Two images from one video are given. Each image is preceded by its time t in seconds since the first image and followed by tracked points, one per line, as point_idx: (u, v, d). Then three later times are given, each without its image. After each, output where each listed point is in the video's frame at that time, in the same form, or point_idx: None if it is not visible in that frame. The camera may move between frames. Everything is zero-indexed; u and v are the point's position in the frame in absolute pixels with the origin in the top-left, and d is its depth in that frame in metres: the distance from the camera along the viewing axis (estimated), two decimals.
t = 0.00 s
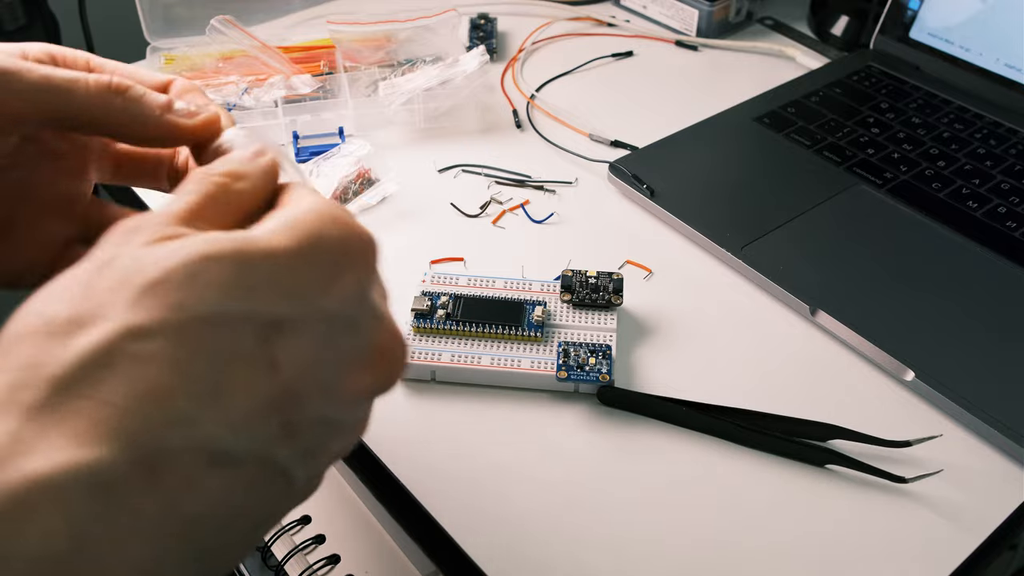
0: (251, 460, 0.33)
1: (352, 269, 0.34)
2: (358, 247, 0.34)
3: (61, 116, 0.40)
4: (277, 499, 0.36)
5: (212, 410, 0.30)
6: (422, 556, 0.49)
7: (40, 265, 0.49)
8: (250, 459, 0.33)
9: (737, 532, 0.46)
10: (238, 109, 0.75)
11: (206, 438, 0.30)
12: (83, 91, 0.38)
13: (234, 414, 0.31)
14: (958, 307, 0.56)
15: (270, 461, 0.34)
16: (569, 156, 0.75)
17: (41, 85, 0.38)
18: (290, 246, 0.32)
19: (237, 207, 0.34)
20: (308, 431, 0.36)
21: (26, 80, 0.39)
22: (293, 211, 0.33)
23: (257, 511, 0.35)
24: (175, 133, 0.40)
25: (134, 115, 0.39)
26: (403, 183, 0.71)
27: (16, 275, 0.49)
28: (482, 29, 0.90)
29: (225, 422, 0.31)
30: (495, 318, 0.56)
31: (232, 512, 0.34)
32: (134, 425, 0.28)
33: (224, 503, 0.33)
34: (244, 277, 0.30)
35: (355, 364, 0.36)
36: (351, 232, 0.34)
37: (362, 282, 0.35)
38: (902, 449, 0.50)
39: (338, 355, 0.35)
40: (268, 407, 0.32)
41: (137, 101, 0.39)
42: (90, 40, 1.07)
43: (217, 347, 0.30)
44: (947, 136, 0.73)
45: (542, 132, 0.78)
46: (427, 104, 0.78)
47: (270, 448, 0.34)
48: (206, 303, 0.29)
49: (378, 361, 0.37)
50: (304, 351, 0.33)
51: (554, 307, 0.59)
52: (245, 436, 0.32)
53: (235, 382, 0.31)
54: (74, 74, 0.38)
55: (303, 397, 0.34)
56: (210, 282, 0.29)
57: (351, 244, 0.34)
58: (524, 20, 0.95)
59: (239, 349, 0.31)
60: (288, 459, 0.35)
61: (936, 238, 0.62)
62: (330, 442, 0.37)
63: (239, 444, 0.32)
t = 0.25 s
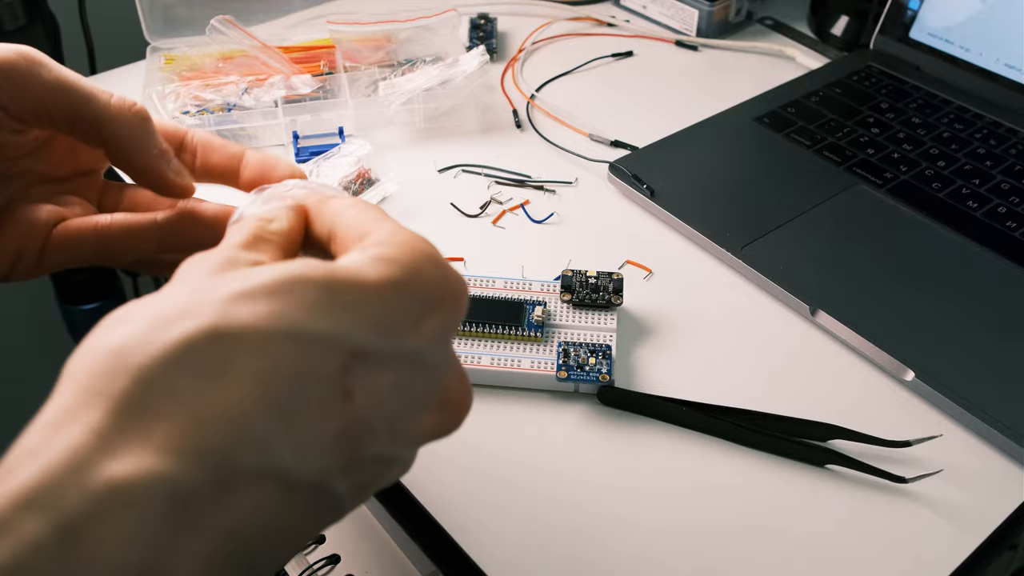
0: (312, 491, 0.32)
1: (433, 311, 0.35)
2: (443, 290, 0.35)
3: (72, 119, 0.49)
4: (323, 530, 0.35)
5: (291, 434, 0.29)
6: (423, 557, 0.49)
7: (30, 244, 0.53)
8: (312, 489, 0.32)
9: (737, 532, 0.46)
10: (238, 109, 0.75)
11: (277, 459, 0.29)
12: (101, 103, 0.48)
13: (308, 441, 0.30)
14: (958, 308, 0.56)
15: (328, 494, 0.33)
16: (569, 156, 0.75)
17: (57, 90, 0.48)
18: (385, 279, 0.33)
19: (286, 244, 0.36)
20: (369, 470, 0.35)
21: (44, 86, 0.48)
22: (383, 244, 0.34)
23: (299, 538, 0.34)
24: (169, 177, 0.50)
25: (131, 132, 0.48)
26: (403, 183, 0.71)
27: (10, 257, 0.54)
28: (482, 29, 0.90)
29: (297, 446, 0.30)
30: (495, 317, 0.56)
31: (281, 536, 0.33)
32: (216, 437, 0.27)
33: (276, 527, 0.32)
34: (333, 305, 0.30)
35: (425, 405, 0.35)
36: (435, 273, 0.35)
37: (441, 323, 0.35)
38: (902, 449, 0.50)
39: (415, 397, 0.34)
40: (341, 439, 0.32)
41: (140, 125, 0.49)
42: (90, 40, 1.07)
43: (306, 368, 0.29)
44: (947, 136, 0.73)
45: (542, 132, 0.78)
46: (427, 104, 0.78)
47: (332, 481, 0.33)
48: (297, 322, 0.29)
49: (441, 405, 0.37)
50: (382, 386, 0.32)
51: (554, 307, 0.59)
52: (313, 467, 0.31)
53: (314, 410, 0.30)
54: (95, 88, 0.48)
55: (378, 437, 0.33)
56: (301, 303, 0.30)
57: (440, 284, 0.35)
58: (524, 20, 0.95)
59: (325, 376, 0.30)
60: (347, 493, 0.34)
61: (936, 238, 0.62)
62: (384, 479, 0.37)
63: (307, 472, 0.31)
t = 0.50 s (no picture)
0: (319, 488, 0.34)
1: (443, 313, 0.36)
2: (453, 292, 0.36)
3: (92, 157, 0.49)
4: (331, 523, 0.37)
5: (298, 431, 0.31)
6: (423, 557, 0.49)
7: (41, 264, 0.53)
8: (319, 486, 0.33)
9: (737, 532, 0.46)
10: (238, 109, 0.75)
11: (283, 457, 0.31)
12: (119, 137, 0.48)
13: (313, 440, 0.32)
14: (958, 308, 0.56)
15: (336, 490, 0.35)
16: (569, 156, 0.75)
17: (76, 125, 0.48)
18: (397, 278, 0.34)
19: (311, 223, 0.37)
20: (378, 469, 0.36)
21: (66, 122, 0.48)
22: (396, 242, 0.35)
23: (308, 530, 0.36)
24: (191, 189, 0.49)
25: (154, 163, 0.48)
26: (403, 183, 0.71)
27: (19, 272, 0.53)
28: (482, 29, 0.90)
29: (304, 444, 0.31)
30: (496, 318, 0.56)
31: (289, 529, 0.34)
32: (222, 437, 0.29)
33: (284, 520, 0.33)
34: (346, 303, 0.32)
35: (431, 406, 0.37)
36: (446, 276, 0.35)
37: (452, 324, 0.36)
38: (902, 448, 0.50)
39: (422, 397, 0.35)
40: (347, 439, 0.33)
41: (162, 157, 0.48)
42: (90, 40, 1.07)
43: (315, 368, 0.31)
44: (947, 136, 0.73)
45: (542, 132, 0.78)
46: (427, 104, 0.78)
47: (339, 478, 0.34)
48: (304, 325, 0.31)
49: (450, 404, 0.38)
50: (387, 388, 0.34)
51: (554, 307, 0.59)
52: (320, 464, 0.32)
53: (319, 410, 0.32)
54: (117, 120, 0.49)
55: (385, 435, 0.35)
56: (307, 306, 0.31)
57: (454, 287, 0.36)
58: (524, 20, 0.95)
59: (334, 374, 0.32)
60: (353, 491, 0.36)
61: (936, 238, 0.62)
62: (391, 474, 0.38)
63: (314, 470, 0.32)
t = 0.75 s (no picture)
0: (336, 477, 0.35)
1: (456, 305, 0.37)
2: (464, 285, 0.37)
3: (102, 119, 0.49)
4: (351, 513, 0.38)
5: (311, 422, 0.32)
6: (422, 557, 0.49)
7: (52, 257, 0.53)
8: (334, 477, 0.35)
9: (737, 532, 0.46)
10: (238, 109, 0.75)
11: (297, 446, 0.32)
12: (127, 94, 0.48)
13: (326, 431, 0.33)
14: (958, 308, 0.56)
15: (353, 480, 0.36)
16: (569, 156, 0.75)
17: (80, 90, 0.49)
18: (410, 270, 0.35)
19: (283, 220, 0.38)
20: (392, 459, 0.37)
21: (69, 89, 0.49)
22: (410, 233, 0.36)
23: (330, 519, 0.37)
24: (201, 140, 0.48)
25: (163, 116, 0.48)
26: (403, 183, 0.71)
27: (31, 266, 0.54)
28: (482, 29, 0.90)
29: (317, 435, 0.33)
30: (495, 317, 0.56)
31: (309, 517, 0.36)
32: (234, 425, 0.31)
33: (302, 508, 0.35)
34: (357, 295, 0.33)
35: (445, 397, 0.37)
36: (455, 268, 0.36)
37: (465, 316, 0.37)
38: (902, 449, 0.50)
39: (435, 389, 0.36)
40: (360, 430, 0.34)
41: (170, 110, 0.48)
42: (90, 40, 1.07)
43: (328, 359, 0.32)
44: (947, 136, 0.73)
45: (542, 132, 0.78)
46: (427, 104, 0.78)
47: (354, 469, 0.35)
48: (313, 318, 0.32)
49: (466, 397, 0.39)
50: (397, 380, 0.35)
51: (554, 307, 0.59)
52: (335, 455, 0.34)
53: (331, 402, 0.33)
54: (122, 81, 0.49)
55: (397, 426, 0.36)
56: (316, 298, 0.32)
57: (466, 279, 0.37)
58: (524, 20, 0.95)
59: (347, 366, 0.33)
60: (367, 480, 0.37)
61: (936, 238, 0.62)
62: (408, 465, 0.39)
63: (329, 460, 0.33)
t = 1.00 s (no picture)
0: (320, 449, 0.33)
1: (446, 268, 0.34)
2: (452, 247, 0.34)
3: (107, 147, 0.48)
4: (339, 490, 0.36)
5: (294, 392, 0.30)
6: (422, 557, 0.49)
7: (64, 255, 0.53)
8: (319, 446, 0.33)
9: (737, 532, 0.46)
10: (238, 109, 0.75)
11: (279, 420, 0.30)
12: (133, 125, 0.47)
13: (310, 402, 0.31)
14: (958, 308, 0.56)
15: (339, 451, 0.34)
16: (569, 156, 0.75)
17: (88, 115, 0.47)
18: (389, 238, 0.32)
19: (302, 205, 0.35)
20: (379, 428, 0.36)
21: (78, 114, 0.48)
22: (391, 202, 0.33)
23: (319, 495, 0.35)
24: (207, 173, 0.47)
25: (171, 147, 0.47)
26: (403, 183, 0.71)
27: (43, 267, 0.53)
28: (482, 29, 0.90)
29: (299, 407, 0.31)
30: (495, 317, 0.56)
31: (296, 495, 0.34)
32: (214, 401, 0.28)
33: (287, 484, 0.33)
34: (339, 266, 0.31)
35: (435, 365, 0.36)
36: (443, 231, 0.34)
37: (452, 281, 0.35)
38: (902, 449, 0.50)
39: (423, 357, 0.34)
40: (346, 400, 0.32)
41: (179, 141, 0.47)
42: (90, 40, 1.07)
43: (309, 329, 0.30)
44: (947, 136, 0.73)
45: (542, 132, 0.78)
46: (427, 104, 0.78)
47: (340, 440, 0.34)
48: (293, 286, 0.29)
49: (457, 366, 0.37)
50: (385, 349, 0.33)
51: (554, 307, 0.59)
52: (318, 427, 0.32)
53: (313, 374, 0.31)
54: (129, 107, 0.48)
55: (384, 394, 0.34)
56: (297, 266, 0.30)
57: (452, 246, 0.34)
58: (524, 20, 0.95)
59: (330, 335, 0.31)
60: (355, 451, 0.35)
61: (936, 238, 0.62)
62: (399, 438, 0.37)
63: (312, 432, 0.32)
